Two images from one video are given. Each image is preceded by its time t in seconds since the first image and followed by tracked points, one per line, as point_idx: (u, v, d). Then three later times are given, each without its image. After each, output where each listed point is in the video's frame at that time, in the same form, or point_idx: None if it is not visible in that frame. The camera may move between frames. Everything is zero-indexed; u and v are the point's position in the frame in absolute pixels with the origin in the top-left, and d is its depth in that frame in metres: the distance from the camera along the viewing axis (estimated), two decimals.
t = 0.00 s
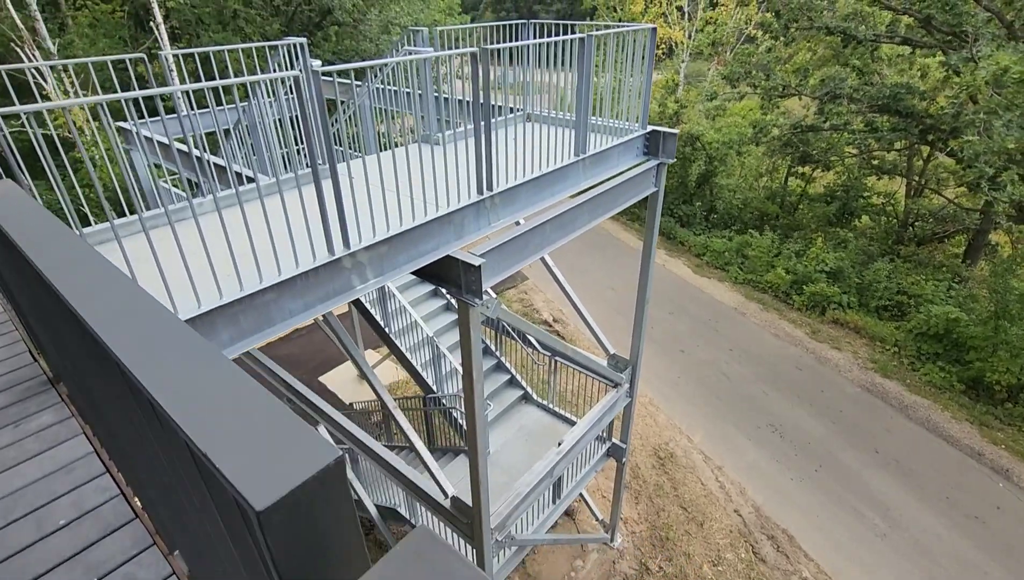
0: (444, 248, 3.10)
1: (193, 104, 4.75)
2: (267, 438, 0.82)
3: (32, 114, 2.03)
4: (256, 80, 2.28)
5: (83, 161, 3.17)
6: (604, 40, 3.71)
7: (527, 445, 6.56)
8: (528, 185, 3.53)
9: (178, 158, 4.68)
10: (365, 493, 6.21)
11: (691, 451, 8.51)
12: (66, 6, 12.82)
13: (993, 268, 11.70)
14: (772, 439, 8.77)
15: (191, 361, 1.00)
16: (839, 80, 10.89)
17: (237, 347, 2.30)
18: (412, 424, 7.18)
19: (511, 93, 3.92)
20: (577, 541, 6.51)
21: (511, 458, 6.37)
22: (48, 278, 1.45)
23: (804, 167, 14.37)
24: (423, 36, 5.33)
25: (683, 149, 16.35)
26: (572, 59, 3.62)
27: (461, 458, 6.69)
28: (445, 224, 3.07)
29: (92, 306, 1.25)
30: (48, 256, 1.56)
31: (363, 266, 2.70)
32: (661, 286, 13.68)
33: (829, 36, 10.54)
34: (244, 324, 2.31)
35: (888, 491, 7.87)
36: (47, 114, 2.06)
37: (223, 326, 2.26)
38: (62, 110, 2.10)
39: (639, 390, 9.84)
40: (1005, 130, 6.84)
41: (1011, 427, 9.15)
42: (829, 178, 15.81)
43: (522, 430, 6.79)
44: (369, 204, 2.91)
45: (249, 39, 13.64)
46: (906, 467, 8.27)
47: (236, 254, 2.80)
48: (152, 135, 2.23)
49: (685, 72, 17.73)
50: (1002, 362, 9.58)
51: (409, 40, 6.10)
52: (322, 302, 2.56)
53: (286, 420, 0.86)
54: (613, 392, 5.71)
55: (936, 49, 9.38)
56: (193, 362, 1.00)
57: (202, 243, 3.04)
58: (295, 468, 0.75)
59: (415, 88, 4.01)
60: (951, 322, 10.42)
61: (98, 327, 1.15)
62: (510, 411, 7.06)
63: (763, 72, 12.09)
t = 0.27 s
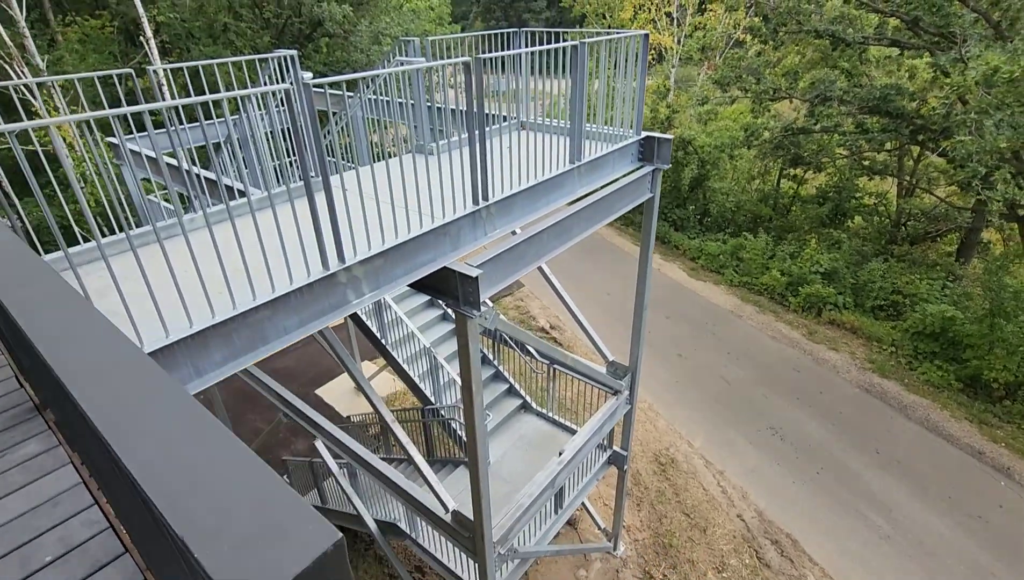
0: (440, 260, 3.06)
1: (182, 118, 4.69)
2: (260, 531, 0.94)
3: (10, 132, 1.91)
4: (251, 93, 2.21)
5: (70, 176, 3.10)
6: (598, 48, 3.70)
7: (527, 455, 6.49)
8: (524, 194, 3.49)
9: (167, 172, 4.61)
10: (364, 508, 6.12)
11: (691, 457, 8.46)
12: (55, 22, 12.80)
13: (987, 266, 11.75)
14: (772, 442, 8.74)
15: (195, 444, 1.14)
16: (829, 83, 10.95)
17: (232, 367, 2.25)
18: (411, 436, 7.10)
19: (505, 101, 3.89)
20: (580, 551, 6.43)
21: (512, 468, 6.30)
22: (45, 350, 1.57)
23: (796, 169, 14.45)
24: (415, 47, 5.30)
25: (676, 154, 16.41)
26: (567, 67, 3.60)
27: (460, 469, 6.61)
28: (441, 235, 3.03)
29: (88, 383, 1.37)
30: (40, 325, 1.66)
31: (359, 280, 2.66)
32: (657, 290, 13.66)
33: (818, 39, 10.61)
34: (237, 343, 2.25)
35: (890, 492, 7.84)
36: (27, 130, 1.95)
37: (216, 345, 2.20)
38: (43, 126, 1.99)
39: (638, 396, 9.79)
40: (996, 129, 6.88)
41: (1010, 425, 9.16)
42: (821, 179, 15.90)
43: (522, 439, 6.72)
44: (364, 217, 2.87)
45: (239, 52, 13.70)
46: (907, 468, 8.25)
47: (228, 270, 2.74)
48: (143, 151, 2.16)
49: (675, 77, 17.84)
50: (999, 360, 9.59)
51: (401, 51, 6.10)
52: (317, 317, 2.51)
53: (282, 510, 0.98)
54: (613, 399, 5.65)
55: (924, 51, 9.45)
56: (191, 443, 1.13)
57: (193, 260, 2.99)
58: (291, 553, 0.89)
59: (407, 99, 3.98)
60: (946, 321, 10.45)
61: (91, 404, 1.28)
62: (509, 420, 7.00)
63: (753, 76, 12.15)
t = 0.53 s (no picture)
0: (439, 273, 3.03)
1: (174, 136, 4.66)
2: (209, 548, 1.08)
3: None
4: (245, 111, 2.17)
5: (60, 195, 3.04)
6: (592, 56, 3.70)
7: (529, 465, 6.44)
8: (521, 204, 3.47)
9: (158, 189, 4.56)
10: (365, 525, 6.05)
11: (693, 463, 8.41)
12: (44, 41, 12.77)
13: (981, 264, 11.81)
14: (774, 446, 8.71)
15: (153, 474, 1.27)
16: (819, 85, 11.02)
17: (231, 390, 2.20)
18: (411, 449, 7.02)
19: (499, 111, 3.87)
20: (584, 562, 6.36)
21: (513, 479, 6.25)
22: (17, 400, 1.68)
23: (788, 171, 14.53)
24: (407, 58, 5.29)
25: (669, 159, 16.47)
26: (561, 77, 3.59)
27: (462, 482, 6.54)
28: (440, 248, 3.00)
29: (62, 424, 1.52)
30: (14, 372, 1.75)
31: (357, 296, 2.62)
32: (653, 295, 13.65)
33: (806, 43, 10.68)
34: (234, 365, 2.21)
35: (893, 493, 7.81)
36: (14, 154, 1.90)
37: (213, 368, 2.15)
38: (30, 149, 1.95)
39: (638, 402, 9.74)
40: (986, 129, 6.91)
41: (1010, 422, 9.15)
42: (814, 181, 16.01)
43: (523, 450, 6.66)
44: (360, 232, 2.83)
45: (230, 67, 13.69)
46: (910, 469, 8.22)
47: (224, 290, 2.69)
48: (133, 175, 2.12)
49: (666, 83, 17.95)
50: (997, 358, 9.61)
51: (393, 63, 6.09)
52: (315, 336, 2.47)
53: (230, 521, 1.13)
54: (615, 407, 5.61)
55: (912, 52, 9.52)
56: (164, 486, 1.23)
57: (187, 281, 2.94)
58: None
59: (401, 110, 3.95)
60: (943, 320, 10.47)
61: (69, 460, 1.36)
62: (510, 431, 6.94)
63: (743, 80, 12.23)
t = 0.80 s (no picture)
0: (442, 287, 2.99)
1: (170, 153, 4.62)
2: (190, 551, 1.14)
3: None
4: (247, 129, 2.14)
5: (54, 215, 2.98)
6: (589, 65, 3.70)
7: (534, 477, 6.37)
8: (523, 215, 3.44)
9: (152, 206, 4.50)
10: (369, 541, 5.96)
11: (698, 468, 8.36)
12: (36, 60, 12.75)
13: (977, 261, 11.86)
14: (778, 449, 8.67)
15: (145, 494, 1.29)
16: (811, 88, 11.10)
17: (234, 413, 2.15)
18: (414, 463, 6.95)
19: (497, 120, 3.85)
20: (592, 572, 6.28)
21: (518, 491, 6.18)
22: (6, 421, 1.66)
23: (782, 173, 14.62)
24: (405, 71, 5.29)
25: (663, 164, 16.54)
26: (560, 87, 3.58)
27: (466, 495, 6.47)
28: (442, 262, 2.96)
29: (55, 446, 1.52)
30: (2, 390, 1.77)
31: (361, 312, 2.58)
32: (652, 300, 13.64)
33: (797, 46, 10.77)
34: (237, 387, 2.16)
35: (899, 494, 7.78)
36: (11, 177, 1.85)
37: (216, 391, 2.10)
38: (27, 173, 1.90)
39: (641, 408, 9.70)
40: (979, 129, 6.94)
41: (1012, 419, 9.15)
42: (808, 182, 16.10)
43: (527, 461, 6.61)
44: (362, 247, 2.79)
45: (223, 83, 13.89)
46: (915, 469, 8.20)
47: (223, 310, 2.64)
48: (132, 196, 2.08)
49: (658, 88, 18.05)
50: (996, 355, 9.62)
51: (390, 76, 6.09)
52: (319, 354, 2.43)
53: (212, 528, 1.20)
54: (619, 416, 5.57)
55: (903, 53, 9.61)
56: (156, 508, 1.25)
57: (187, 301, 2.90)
58: None
59: (399, 122, 3.92)
60: (942, 318, 10.49)
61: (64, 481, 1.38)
62: (513, 442, 6.88)
63: (736, 85, 12.32)
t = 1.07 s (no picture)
0: (450, 299, 2.96)
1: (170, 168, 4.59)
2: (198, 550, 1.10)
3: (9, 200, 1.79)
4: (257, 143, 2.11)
5: (56, 234, 2.94)
6: (591, 73, 3.70)
7: (541, 487, 6.31)
8: (529, 225, 3.42)
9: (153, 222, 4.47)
10: (375, 557, 5.88)
11: (704, 474, 8.30)
12: (30, 79, 12.75)
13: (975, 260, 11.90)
14: (784, 453, 8.62)
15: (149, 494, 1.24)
16: (806, 92, 11.17)
17: (244, 433, 2.10)
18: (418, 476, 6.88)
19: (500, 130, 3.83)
20: None
21: (525, 502, 6.11)
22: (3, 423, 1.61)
23: (777, 176, 14.69)
24: (406, 82, 5.30)
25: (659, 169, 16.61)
26: (563, 95, 3.57)
27: (472, 507, 6.40)
28: (450, 274, 2.93)
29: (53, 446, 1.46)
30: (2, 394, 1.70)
31: (370, 327, 2.54)
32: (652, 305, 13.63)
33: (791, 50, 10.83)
34: (247, 407, 2.11)
35: (906, 496, 7.74)
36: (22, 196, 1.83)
37: (226, 411, 2.06)
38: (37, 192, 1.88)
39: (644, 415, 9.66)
40: (976, 129, 6.97)
41: (1017, 417, 9.14)
42: (803, 185, 16.18)
43: (533, 471, 6.54)
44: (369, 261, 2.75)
45: (219, 97, 13.75)
46: (922, 469, 8.16)
47: (231, 328, 2.60)
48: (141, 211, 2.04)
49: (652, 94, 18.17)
50: (998, 353, 9.62)
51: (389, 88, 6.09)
52: (328, 371, 2.39)
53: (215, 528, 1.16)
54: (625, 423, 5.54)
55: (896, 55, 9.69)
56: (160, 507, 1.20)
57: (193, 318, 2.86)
58: None
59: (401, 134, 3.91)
60: (942, 318, 10.50)
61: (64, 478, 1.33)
62: (519, 452, 6.82)
63: (730, 90, 12.39)
